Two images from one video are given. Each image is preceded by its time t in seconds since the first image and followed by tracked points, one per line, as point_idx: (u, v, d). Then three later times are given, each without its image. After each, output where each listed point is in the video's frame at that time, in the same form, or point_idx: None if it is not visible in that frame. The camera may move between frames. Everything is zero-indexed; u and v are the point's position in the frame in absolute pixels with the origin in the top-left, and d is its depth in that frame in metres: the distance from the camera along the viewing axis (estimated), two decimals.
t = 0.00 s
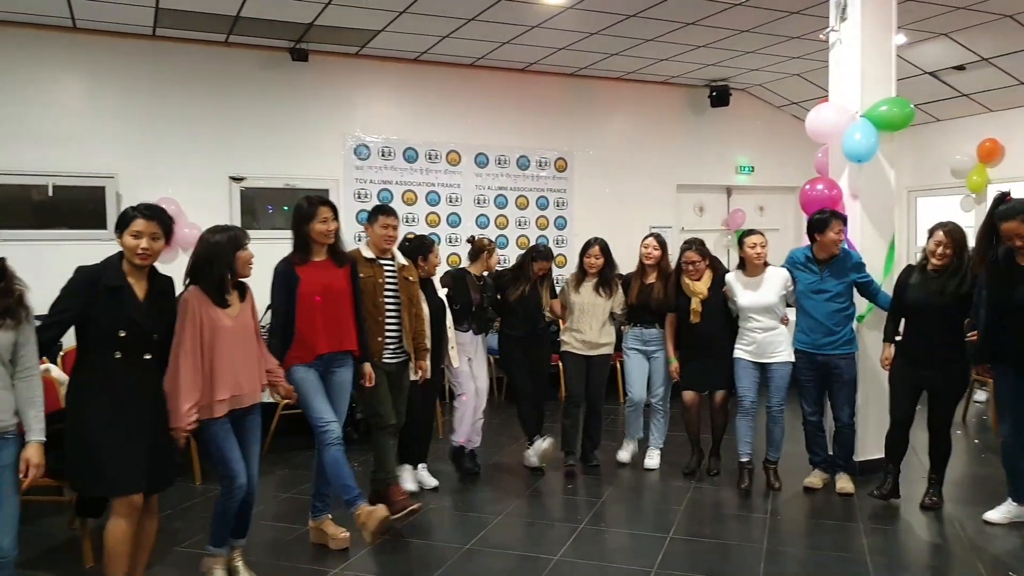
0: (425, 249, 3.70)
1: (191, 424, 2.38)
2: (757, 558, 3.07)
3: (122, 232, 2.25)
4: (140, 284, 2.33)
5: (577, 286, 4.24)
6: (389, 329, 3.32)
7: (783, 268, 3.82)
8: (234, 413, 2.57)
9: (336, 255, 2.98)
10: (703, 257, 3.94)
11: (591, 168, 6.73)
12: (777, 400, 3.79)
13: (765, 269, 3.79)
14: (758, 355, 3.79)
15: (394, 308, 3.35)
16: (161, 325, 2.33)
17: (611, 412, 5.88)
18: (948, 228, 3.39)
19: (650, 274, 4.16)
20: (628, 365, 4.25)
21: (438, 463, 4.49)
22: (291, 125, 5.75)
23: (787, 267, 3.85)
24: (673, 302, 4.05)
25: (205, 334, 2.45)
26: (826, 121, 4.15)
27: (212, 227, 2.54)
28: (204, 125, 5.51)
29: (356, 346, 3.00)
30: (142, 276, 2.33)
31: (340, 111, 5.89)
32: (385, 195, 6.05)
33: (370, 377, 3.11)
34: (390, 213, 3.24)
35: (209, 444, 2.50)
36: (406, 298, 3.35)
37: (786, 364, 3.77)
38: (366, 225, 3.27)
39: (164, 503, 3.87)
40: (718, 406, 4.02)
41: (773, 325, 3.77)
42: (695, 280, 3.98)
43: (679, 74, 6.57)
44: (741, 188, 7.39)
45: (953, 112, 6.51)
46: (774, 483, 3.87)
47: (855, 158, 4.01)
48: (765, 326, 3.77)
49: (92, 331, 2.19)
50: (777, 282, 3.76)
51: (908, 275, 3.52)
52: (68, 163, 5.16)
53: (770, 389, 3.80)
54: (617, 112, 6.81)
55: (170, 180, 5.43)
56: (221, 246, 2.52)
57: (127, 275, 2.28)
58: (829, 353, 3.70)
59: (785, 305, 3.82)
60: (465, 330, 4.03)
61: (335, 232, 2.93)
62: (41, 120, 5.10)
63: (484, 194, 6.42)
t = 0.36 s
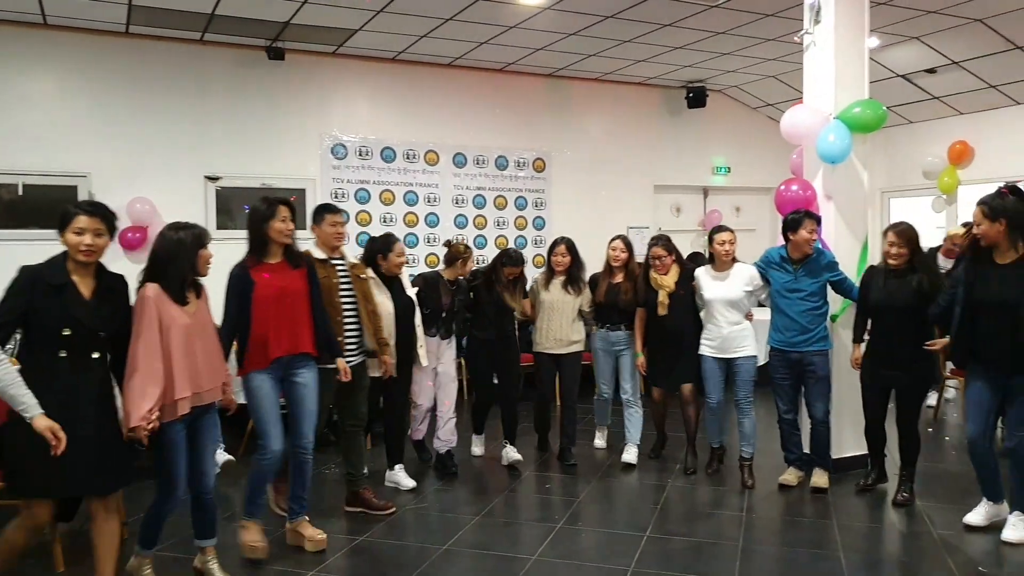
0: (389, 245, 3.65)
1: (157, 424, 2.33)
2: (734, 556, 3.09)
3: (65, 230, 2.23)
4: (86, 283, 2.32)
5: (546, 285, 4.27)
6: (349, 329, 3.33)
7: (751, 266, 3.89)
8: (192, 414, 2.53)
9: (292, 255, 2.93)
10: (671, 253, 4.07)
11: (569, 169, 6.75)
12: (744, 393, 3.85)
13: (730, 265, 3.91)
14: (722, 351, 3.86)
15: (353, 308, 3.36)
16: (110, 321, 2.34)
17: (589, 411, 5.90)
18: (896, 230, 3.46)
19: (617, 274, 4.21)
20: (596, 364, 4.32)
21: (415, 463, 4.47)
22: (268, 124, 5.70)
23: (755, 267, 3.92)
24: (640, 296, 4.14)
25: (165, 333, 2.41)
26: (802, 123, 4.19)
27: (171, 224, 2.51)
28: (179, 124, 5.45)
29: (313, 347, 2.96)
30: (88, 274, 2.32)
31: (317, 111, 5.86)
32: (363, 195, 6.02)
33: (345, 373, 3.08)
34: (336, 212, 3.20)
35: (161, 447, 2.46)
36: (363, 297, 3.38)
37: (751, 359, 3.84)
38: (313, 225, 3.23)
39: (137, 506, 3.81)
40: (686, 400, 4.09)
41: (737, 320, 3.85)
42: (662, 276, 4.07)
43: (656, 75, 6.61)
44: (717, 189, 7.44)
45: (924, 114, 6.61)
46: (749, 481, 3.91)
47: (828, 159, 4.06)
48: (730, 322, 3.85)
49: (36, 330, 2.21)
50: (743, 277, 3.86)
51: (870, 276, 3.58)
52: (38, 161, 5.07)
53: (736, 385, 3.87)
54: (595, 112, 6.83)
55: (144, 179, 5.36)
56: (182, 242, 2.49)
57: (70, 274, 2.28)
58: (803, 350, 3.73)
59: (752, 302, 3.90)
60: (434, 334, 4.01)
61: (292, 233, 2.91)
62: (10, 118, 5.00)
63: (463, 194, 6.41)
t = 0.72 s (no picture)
0: (343, 246, 3.78)
1: (97, 428, 2.35)
2: (711, 553, 3.11)
3: None
4: (11, 293, 2.32)
5: (516, 285, 4.32)
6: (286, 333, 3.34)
7: (717, 267, 3.92)
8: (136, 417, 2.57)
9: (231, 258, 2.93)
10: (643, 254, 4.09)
11: (548, 169, 6.76)
12: (707, 388, 3.92)
13: (699, 266, 3.95)
14: (688, 349, 3.92)
15: (290, 311, 3.38)
16: (37, 334, 2.35)
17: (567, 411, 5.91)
18: (853, 232, 3.55)
19: (581, 274, 4.30)
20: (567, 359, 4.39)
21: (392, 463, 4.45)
22: (244, 123, 5.66)
23: (726, 268, 3.96)
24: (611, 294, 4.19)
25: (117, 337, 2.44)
26: (778, 124, 4.23)
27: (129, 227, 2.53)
28: (154, 122, 5.39)
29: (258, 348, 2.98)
30: (13, 284, 2.32)
31: (295, 110, 5.82)
32: (341, 195, 5.99)
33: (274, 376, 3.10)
34: (281, 212, 3.28)
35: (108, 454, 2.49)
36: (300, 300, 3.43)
37: (717, 356, 3.89)
38: (256, 225, 3.30)
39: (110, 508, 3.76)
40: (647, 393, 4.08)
41: (704, 319, 3.89)
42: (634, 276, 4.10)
43: (634, 76, 6.64)
44: (695, 190, 7.49)
45: (898, 116, 6.70)
46: (713, 472, 4.01)
47: (803, 160, 4.10)
48: (696, 321, 3.89)
49: None
50: (710, 279, 3.88)
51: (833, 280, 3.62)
52: (9, 160, 4.99)
53: (702, 379, 3.93)
54: (574, 113, 6.85)
55: (119, 179, 5.29)
56: (141, 246, 2.51)
57: None
58: (778, 348, 3.77)
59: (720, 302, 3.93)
60: (400, 335, 4.06)
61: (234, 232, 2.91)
62: None
63: (442, 194, 6.40)
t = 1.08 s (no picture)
0: (313, 245, 3.81)
1: (68, 431, 2.36)
2: (690, 552, 3.13)
3: None
4: None
5: (494, 284, 4.37)
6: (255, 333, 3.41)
7: (694, 267, 3.97)
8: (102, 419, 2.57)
9: (187, 259, 3.02)
10: (626, 256, 4.13)
11: (526, 169, 6.77)
12: (687, 386, 3.93)
13: (678, 267, 4.00)
14: (666, 348, 3.95)
15: (258, 312, 3.46)
16: None
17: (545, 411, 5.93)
18: (823, 230, 3.54)
19: (559, 274, 4.35)
20: (546, 359, 4.43)
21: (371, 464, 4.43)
22: (221, 122, 5.60)
23: (699, 270, 4.02)
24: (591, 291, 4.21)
25: (87, 342, 2.43)
26: (754, 126, 4.27)
27: (97, 230, 2.49)
28: (128, 121, 5.32)
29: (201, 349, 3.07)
30: None
31: (272, 109, 5.78)
32: (318, 195, 5.96)
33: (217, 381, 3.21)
34: (244, 214, 3.33)
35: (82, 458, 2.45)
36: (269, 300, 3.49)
37: (694, 356, 3.92)
38: (219, 226, 3.31)
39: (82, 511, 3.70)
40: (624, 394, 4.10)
41: (681, 320, 3.92)
42: (614, 273, 4.11)
43: (612, 77, 6.66)
44: (673, 190, 7.53)
45: (871, 118, 6.79)
46: (689, 471, 4.05)
47: (779, 161, 4.14)
48: (674, 320, 3.92)
49: None
50: (688, 280, 3.95)
51: (805, 279, 3.66)
52: None
53: (680, 377, 3.94)
54: (552, 114, 6.86)
55: (92, 178, 5.22)
56: (111, 250, 2.49)
57: None
58: (752, 349, 3.79)
59: (697, 303, 3.99)
60: (379, 334, 4.06)
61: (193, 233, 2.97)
62: None
63: (420, 194, 6.38)
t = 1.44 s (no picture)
0: (296, 243, 3.79)
1: (69, 428, 2.38)
2: (669, 551, 3.15)
3: None
4: None
5: (479, 286, 4.33)
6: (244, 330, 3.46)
7: (675, 267, 4.01)
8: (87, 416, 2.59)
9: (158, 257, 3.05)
10: (611, 251, 4.15)
11: (505, 170, 6.77)
12: (672, 385, 3.97)
13: (659, 266, 4.02)
14: (648, 347, 3.97)
15: (246, 310, 3.52)
16: None
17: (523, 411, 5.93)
18: (799, 230, 3.60)
19: (542, 276, 4.31)
20: (529, 364, 4.43)
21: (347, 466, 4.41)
22: (196, 121, 5.55)
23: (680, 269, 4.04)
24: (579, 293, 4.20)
25: (79, 337, 2.48)
26: (729, 127, 4.30)
27: (81, 226, 2.54)
28: (101, 120, 5.25)
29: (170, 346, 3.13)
30: None
31: (248, 108, 5.73)
32: (295, 195, 5.92)
33: (216, 371, 3.27)
34: (238, 214, 3.40)
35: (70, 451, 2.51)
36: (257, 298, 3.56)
37: (677, 355, 3.96)
38: (213, 226, 3.38)
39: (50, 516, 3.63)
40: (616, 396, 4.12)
41: (663, 318, 3.95)
42: (603, 272, 4.13)
43: (590, 78, 6.69)
44: (650, 191, 7.57)
45: (845, 120, 6.87)
46: (686, 472, 4.04)
47: (754, 162, 4.17)
48: (655, 319, 3.95)
49: None
50: (669, 279, 3.97)
51: (783, 280, 3.70)
52: None
53: (665, 377, 3.97)
54: (531, 115, 6.87)
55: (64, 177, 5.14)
56: (98, 246, 2.56)
57: None
58: (725, 349, 3.83)
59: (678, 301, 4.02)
60: (366, 336, 4.02)
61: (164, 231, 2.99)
62: None
63: (398, 194, 6.36)
